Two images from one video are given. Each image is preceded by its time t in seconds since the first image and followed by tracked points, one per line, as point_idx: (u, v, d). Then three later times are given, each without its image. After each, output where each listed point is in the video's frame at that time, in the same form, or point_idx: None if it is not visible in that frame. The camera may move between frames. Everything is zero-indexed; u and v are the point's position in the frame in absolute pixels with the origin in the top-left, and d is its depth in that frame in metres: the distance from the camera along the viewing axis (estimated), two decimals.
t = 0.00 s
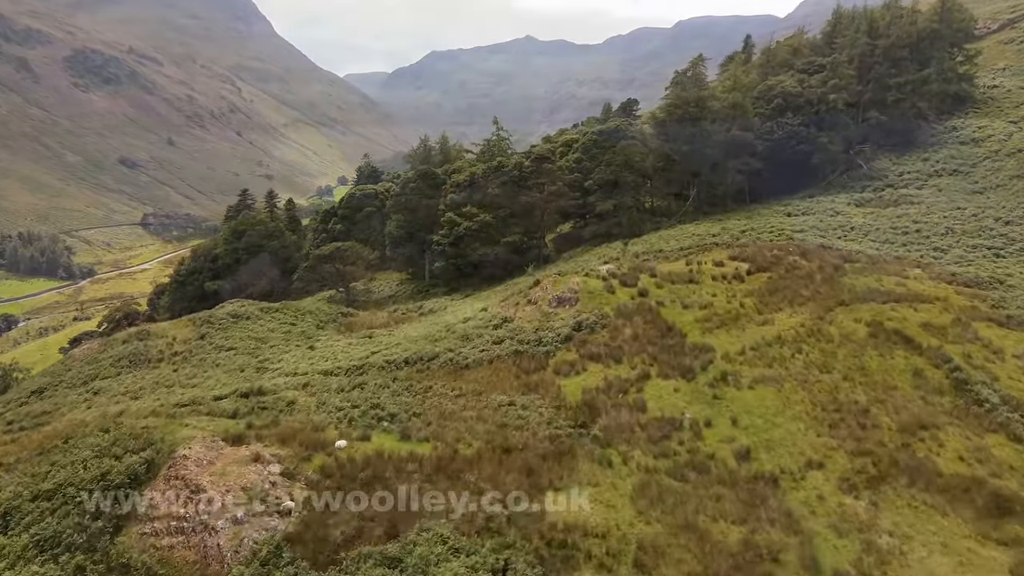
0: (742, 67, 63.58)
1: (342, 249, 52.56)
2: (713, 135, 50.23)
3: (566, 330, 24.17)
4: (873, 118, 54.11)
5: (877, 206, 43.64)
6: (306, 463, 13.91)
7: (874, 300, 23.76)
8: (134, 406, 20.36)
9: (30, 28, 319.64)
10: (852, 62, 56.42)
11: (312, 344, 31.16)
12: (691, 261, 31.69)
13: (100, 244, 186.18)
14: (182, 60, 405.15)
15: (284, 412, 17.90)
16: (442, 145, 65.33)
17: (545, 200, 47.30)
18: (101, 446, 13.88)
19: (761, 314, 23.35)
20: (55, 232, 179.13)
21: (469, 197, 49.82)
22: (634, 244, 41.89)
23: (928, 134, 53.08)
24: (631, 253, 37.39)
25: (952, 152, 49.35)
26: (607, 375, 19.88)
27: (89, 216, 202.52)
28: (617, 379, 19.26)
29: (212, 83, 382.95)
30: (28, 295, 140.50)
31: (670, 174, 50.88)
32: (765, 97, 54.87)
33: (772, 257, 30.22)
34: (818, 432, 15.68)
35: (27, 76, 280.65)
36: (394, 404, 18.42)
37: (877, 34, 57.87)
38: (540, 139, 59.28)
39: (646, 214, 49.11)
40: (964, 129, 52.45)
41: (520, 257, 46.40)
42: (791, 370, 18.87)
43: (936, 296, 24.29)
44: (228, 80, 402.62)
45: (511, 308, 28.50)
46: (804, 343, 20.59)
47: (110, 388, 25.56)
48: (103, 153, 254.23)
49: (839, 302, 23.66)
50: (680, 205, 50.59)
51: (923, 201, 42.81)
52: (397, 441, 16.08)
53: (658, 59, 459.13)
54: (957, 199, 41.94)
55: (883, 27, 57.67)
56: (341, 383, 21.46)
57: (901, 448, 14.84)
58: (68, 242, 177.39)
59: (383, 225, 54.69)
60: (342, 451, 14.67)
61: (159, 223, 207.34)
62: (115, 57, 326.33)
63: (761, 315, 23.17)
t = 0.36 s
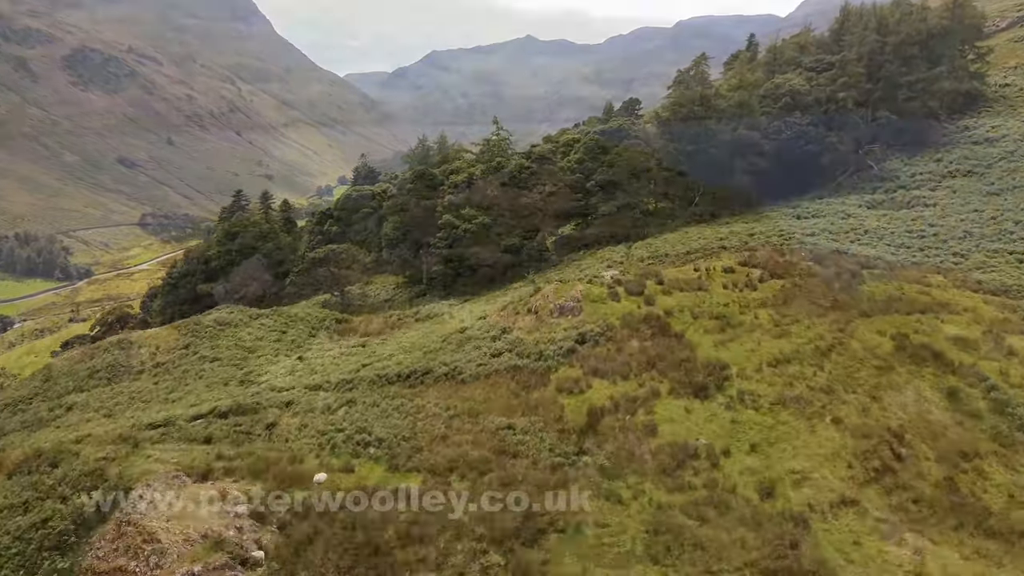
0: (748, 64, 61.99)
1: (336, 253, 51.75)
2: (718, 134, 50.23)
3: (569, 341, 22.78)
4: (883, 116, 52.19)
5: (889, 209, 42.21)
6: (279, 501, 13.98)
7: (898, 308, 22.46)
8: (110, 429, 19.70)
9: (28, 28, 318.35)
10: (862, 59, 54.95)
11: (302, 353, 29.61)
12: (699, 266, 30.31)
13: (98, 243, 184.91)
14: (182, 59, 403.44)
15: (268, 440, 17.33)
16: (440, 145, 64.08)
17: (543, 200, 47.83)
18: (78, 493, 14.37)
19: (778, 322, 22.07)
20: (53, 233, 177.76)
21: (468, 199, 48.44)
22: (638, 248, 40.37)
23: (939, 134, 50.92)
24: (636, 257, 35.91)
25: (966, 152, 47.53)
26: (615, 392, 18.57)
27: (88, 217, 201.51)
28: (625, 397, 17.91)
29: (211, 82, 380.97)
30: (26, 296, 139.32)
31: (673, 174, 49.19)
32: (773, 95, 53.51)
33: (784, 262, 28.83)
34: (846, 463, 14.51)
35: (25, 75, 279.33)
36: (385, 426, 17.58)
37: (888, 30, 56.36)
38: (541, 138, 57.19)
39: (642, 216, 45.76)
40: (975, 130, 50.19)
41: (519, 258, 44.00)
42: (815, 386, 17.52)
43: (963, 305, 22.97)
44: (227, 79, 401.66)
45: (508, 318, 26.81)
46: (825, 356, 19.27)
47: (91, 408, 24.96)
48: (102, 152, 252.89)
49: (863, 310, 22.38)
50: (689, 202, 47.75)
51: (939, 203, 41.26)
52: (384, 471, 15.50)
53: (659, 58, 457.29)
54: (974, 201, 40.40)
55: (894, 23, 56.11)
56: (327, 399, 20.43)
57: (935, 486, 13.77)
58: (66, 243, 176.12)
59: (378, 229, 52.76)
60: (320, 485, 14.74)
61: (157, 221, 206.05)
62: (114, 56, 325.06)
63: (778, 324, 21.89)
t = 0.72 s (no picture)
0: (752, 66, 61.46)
1: (332, 258, 48.91)
2: (725, 132, 49.79)
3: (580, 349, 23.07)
4: (894, 116, 50.17)
5: (904, 211, 40.52)
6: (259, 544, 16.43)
7: (906, 323, 22.68)
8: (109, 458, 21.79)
9: (25, 26, 316.13)
10: (871, 57, 53.52)
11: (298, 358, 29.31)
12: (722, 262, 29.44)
13: (95, 243, 183.44)
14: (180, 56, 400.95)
15: (257, 472, 19.30)
16: (439, 145, 62.93)
17: (543, 201, 45.87)
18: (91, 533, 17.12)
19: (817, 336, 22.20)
20: (50, 234, 176.40)
21: (468, 200, 46.97)
22: (642, 253, 38.53)
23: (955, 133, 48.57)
24: (640, 262, 34.25)
25: (982, 153, 45.32)
26: (630, 417, 19.21)
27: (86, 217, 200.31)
28: (636, 422, 18.90)
29: (209, 80, 378.59)
30: (21, 297, 137.99)
31: (681, 175, 47.57)
32: (780, 95, 52.51)
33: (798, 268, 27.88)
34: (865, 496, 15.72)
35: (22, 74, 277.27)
36: (369, 456, 19.36)
37: (898, 27, 54.99)
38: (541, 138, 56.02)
39: (642, 215, 43.68)
40: (991, 129, 47.88)
41: (520, 257, 41.69)
42: (843, 413, 18.50)
43: (995, 318, 23.01)
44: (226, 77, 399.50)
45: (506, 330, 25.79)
46: (850, 375, 19.98)
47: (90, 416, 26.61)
48: (100, 151, 251.14)
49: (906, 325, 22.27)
50: (691, 201, 45.19)
51: (956, 206, 39.63)
52: (373, 496, 17.63)
53: (659, 55, 449.53)
54: (993, 203, 38.82)
55: (904, 21, 54.84)
56: (311, 423, 21.95)
57: (941, 530, 14.81)
58: (63, 243, 174.68)
59: (372, 227, 49.29)
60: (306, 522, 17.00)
61: (155, 220, 204.68)
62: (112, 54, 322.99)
63: (789, 337, 22.07)
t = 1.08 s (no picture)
0: (753, 55, 58.74)
1: (331, 261, 43.30)
2: (732, 132, 48.24)
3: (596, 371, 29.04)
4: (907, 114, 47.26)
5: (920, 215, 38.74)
6: (359, 526, 23.44)
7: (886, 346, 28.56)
8: (188, 458, 27.97)
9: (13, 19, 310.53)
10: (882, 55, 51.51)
11: (317, 363, 33.60)
12: (717, 282, 34.65)
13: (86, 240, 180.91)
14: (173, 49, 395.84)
15: (356, 470, 26.08)
16: (436, 144, 61.66)
17: (545, 201, 44.39)
18: (222, 527, 23.88)
19: (796, 361, 28.46)
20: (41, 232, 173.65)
21: (468, 200, 45.41)
22: (649, 258, 37.83)
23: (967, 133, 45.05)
24: (651, 275, 35.89)
25: (999, 154, 42.98)
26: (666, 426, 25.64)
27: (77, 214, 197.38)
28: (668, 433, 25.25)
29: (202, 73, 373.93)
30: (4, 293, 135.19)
31: (684, 176, 46.23)
32: (788, 95, 50.74)
33: (794, 291, 33.13)
34: (844, 503, 21.42)
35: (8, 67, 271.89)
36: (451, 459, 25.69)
37: (912, 22, 52.61)
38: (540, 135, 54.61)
39: (642, 213, 42.45)
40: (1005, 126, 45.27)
41: (523, 257, 39.92)
42: (823, 430, 24.62)
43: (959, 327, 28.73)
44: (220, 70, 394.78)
45: (502, 345, 31.79)
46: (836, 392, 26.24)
47: (138, 415, 31.28)
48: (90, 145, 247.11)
49: (881, 351, 27.98)
50: (691, 201, 43.83)
51: (973, 210, 38.09)
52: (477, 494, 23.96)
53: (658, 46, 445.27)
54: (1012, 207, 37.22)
55: (917, 16, 52.61)
56: (391, 430, 27.81)
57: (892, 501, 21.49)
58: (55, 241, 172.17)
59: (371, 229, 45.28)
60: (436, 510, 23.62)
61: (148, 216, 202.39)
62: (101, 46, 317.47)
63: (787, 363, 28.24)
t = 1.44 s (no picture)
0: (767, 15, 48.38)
1: (332, 263, 40.99)
2: (737, 133, 43.51)
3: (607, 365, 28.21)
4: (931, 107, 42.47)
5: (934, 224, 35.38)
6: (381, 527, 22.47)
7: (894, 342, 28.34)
8: (195, 460, 26.56)
9: None
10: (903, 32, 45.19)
11: (322, 363, 32.08)
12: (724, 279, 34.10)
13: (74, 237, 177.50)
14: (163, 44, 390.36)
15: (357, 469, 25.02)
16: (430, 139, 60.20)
17: (547, 201, 43.03)
18: (243, 521, 23.52)
19: (805, 359, 27.63)
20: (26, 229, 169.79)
21: (468, 200, 43.85)
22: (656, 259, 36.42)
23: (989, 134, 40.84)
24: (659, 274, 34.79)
25: None
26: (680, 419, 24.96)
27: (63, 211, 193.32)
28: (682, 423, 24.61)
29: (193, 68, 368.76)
30: None
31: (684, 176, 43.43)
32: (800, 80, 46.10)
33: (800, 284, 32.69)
34: (863, 499, 21.22)
35: None
36: (462, 454, 24.73)
37: None
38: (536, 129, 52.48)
39: (641, 212, 40.90)
40: None
41: (525, 257, 38.35)
42: (835, 427, 24.03)
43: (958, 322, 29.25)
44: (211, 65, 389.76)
45: (507, 347, 30.28)
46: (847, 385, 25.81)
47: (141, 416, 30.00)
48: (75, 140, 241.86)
49: (885, 347, 27.72)
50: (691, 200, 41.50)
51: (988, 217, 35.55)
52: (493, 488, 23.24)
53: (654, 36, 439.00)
54: None
55: None
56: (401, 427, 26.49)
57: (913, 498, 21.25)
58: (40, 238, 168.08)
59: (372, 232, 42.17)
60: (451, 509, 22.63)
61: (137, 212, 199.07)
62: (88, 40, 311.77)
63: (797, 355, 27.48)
